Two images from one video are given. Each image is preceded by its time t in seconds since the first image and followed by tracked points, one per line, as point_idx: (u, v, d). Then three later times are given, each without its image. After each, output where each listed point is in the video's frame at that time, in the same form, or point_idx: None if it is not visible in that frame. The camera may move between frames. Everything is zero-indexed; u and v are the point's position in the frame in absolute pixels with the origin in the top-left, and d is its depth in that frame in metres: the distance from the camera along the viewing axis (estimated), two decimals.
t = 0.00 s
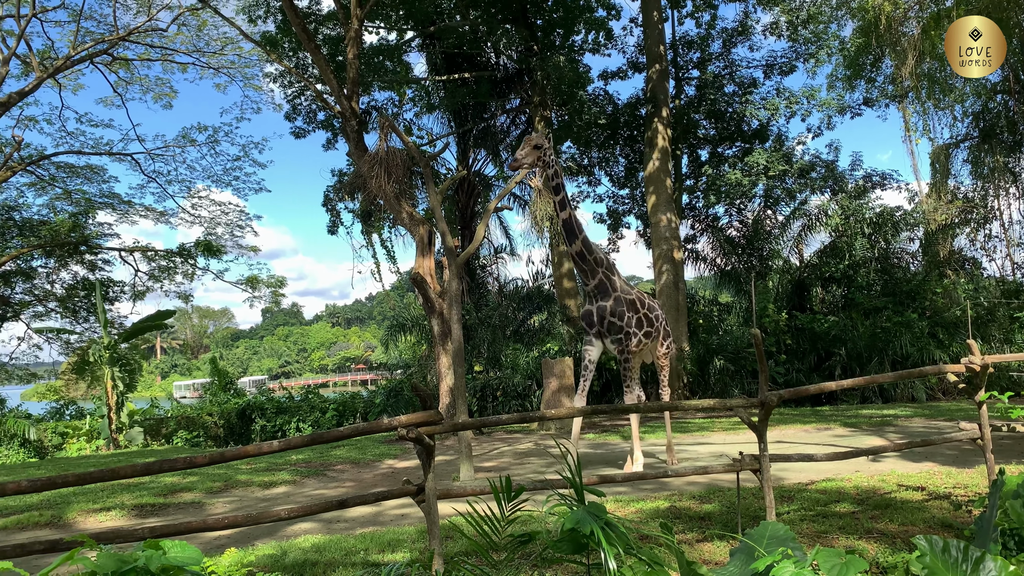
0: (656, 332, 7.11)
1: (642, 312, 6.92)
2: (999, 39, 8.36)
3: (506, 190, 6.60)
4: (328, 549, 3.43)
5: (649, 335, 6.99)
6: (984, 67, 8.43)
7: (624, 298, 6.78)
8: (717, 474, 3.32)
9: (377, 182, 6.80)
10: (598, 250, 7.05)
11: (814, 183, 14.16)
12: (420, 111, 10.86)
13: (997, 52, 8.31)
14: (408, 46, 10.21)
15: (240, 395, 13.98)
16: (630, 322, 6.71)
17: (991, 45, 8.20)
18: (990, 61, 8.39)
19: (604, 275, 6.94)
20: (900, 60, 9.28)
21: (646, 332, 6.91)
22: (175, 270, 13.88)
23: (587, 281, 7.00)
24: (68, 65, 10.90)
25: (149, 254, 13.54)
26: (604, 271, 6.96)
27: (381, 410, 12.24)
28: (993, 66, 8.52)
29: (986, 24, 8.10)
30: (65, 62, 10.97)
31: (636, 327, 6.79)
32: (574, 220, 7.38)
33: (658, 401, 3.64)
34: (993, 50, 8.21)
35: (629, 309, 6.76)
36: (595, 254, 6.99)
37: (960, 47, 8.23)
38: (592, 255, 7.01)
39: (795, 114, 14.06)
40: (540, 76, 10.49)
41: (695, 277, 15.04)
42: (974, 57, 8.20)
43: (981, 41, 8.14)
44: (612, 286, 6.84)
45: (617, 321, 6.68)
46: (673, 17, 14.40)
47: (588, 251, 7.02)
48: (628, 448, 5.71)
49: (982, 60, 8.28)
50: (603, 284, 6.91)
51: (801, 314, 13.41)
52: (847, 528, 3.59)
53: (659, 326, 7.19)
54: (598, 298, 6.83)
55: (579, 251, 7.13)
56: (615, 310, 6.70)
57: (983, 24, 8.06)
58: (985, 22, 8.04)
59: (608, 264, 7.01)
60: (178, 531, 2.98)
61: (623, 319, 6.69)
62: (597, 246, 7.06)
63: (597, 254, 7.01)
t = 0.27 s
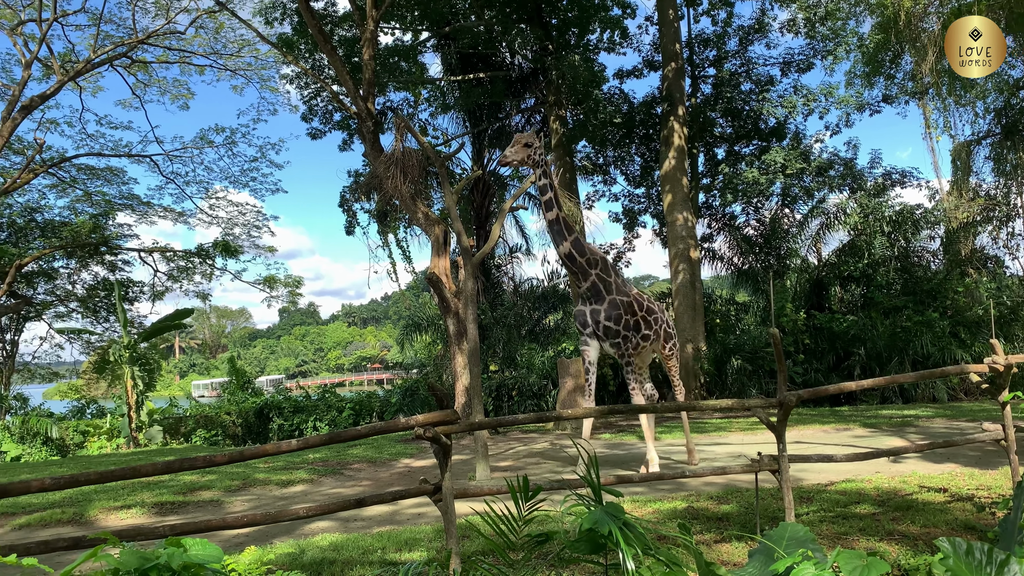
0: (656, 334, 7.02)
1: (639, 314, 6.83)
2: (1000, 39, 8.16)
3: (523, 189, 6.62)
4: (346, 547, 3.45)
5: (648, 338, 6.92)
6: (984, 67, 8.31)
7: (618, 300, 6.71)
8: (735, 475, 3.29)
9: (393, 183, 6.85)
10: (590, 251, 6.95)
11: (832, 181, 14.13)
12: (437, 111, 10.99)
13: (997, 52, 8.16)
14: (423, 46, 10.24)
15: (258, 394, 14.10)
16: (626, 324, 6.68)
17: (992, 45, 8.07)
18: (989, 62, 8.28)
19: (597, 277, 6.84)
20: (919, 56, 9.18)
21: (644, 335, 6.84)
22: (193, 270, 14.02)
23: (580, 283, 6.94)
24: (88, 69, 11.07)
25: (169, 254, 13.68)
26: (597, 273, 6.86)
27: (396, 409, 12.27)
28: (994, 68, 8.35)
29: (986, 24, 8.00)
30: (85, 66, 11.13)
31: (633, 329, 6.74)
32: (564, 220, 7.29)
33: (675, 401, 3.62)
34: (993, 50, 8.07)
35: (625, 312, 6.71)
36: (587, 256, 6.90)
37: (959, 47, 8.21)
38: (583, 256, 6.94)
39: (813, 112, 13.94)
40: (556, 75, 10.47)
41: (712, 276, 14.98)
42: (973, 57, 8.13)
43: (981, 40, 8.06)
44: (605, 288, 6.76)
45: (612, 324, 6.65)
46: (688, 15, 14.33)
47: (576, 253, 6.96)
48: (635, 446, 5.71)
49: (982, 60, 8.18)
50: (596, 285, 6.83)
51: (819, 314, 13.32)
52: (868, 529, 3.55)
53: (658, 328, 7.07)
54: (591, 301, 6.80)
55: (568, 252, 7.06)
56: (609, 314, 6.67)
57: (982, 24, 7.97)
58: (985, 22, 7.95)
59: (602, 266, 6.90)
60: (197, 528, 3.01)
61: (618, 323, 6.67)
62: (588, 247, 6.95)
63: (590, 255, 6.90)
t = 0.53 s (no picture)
0: (662, 332, 6.99)
1: (643, 312, 6.80)
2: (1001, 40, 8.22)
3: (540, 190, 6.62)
4: (366, 547, 3.45)
5: (652, 337, 6.89)
6: (985, 66, 8.39)
7: (621, 300, 6.68)
8: (757, 476, 3.26)
9: (412, 184, 6.89)
10: (590, 250, 6.95)
11: (855, 180, 14.14)
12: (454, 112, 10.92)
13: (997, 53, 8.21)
14: (441, 47, 10.20)
15: (279, 393, 14.22)
16: (628, 325, 6.62)
17: (992, 44, 8.13)
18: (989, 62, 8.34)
19: (599, 275, 6.87)
20: (943, 53, 9.09)
21: (647, 334, 6.83)
22: (215, 271, 14.14)
23: (581, 283, 6.97)
24: (111, 72, 11.21)
25: (190, 256, 13.81)
26: (597, 272, 6.89)
27: (415, 409, 12.32)
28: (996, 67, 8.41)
29: (987, 24, 8.01)
30: (108, 69, 11.28)
31: (635, 329, 6.68)
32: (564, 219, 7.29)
33: (696, 402, 3.59)
34: (992, 51, 8.15)
35: (628, 313, 6.65)
36: (589, 256, 6.91)
37: (960, 47, 8.31)
38: (581, 257, 6.96)
39: (835, 110, 13.81)
40: (575, 75, 10.42)
41: (733, 276, 14.88)
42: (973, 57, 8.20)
43: (981, 40, 8.12)
44: (606, 289, 6.77)
45: (614, 325, 6.60)
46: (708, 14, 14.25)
47: (575, 253, 6.97)
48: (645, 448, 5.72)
49: (982, 60, 8.24)
50: (597, 285, 6.87)
51: (842, 313, 13.16)
52: (892, 532, 3.50)
53: (664, 326, 7.04)
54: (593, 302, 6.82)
55: (567, 252, 7.09)
56: (610, 315, 6.64)
57: (983, 25, 8.00)
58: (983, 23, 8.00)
59: (603, 266, 6.91)
60: (220, 527, 3.03)
61: (621, 324, 6.61)
62: (588, 247, 6.97)
63: (591, 255, 6.92)
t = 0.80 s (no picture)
0: (672, 332, 6.74)
1: (652, 311, 6.56)
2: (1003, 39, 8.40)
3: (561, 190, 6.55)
4: (389, 546, 3.45)
5: (661, 336, 6.66)
6: (985, 66, 8.60)
7: (627, 298, 6.50)
8: (782, 477, 3.22)
9: (433, 184, 6.92)
10: (595, 248, 6.87)
11: (880, 178, 13.89)
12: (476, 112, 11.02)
13: (998, 53, 8.40)
14: (463, 47, 10.22)
15: (302, 392, 14.35)
16: (633, 323, 6.40)
17: (991, 45, 8.34)
18: (990, 61, 8.55)
19: (605, 273, 6.76)
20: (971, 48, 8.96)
21: (656, 333, 6.57)
22: (239, 271, 14.29)
23: (587, 281, 6.85)
24: (136, 75, 11.39)
25: (214, 256, 13.96)
26: (603, 270, 6.78)
27: (437, 409, 12.38)
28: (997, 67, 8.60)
29: (986, 24, 8.23)
30: (133, 72, 11.45)
31: (640, 327, 6.45)
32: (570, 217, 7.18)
33: (721, 403, 3.57)
34: (992, 50, 8.34)
35: (633, 311, 6.45)
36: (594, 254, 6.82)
37: (960, 47, 8.49)
38: (587, 254, 6.86)
39: (859, 107, 13.65)
40: (596, 74, 10.37)
41: (756, 275, 14.76)
42: (972, 57, 8.41)
43: (981, 40, 8.32)
44: (613, 287, 6.65)
45: (617, 323, 6.42)
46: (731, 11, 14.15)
47: (580, 252, 6.89)
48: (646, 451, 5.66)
49: (982, 60, 8.45)
50: (603, 283, 6.74)
51: (867, 312, 13.13)
52: (919, 534, 3.45)
53: (675, 327, 6.77)
54: (598, 299, 6.74)
55: (571, 251, 7.02)
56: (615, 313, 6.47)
57: (982, 25, 8.23)
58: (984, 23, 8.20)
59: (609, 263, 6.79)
60: (246, 525, 3.06)
61: (625, 322, 6.41)
62: (594, 244, 6.89)
63: (596, 252, 6.84)
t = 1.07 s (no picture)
0: (673, 332, 6.67)
1: (651, 311, 6.50)
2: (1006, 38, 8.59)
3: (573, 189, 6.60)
4: (401, 545, 3.46)
5: (661, 337, 6.58)
6: (984, 66, 8.88)
7: (625, 297, 6.45)
8: (795, 477, 3.21)
9: (444, 184, 6.99)
10: (595, 248, 6.81)
11: (894, 176, 13.69)
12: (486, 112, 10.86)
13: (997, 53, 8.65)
14: (474, 47, 10.20)
15: (315, 392, 14.39)
16: (628, 323, 6.35)
17: (991, 45, 8.59)
18: (990, 61, 8.81)
19: (604, 272, 6.70)
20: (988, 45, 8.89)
21: (656, 333, 6.51)
22: (252, 271, 14.35)
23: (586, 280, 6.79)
24: (150, 76, 11.49)
25: (228, 257, 14.06)
26: (603, 270, 6.71)
27: (448, 408, 12.40)
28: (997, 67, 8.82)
29: (985, 24, 8.51)
30: (148, 73, 11.55)
31: (636, 326, 6.39)
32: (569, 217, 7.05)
33: (734, 402, 3.56)
34: (993, 50, 8.59)
35: (630, 311, 6.40)
36: (593, 253, 6.76)
37: (960, 47, 8.74)
38: (586, 254, 6.80)
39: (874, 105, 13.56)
40: (608, 73, 10.39)
41: (769, 275, 14.82)
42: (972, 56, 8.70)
43: (981, 40, 8.59)
44: (611, 285, 6.58)
45: (613, 322, 6.37)
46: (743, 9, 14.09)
47: (578, 252, 6.82)
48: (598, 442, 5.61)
49: (982, 60, 8.73)
50: (603, 282, 6.66)
51: (881, 312, 13.21)
52: (935, 535, 3.43)
53: (676, 327, 6.71)
54: (598, 300, 6.59)
55: (569, 251, 6.93)
56: (611, 311, 6.42)
57: (982, 25, 8.49)
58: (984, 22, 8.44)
59: (610, 263, 6.72)
60: (260, 524, 3.07)
61: (620, 321, 6.37)
62: (593, 244, 6.82)
63: (595, 252, 6.77)
